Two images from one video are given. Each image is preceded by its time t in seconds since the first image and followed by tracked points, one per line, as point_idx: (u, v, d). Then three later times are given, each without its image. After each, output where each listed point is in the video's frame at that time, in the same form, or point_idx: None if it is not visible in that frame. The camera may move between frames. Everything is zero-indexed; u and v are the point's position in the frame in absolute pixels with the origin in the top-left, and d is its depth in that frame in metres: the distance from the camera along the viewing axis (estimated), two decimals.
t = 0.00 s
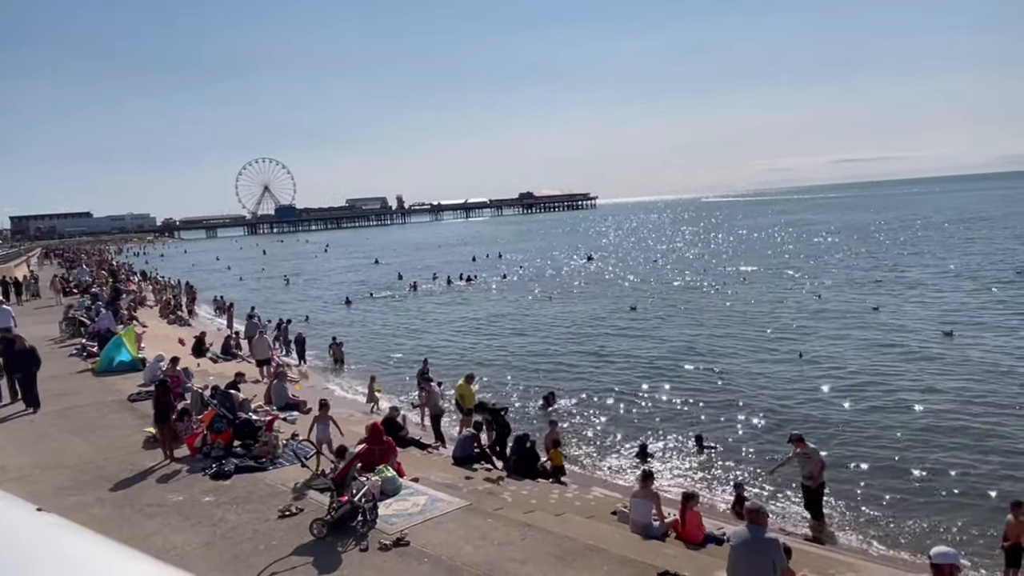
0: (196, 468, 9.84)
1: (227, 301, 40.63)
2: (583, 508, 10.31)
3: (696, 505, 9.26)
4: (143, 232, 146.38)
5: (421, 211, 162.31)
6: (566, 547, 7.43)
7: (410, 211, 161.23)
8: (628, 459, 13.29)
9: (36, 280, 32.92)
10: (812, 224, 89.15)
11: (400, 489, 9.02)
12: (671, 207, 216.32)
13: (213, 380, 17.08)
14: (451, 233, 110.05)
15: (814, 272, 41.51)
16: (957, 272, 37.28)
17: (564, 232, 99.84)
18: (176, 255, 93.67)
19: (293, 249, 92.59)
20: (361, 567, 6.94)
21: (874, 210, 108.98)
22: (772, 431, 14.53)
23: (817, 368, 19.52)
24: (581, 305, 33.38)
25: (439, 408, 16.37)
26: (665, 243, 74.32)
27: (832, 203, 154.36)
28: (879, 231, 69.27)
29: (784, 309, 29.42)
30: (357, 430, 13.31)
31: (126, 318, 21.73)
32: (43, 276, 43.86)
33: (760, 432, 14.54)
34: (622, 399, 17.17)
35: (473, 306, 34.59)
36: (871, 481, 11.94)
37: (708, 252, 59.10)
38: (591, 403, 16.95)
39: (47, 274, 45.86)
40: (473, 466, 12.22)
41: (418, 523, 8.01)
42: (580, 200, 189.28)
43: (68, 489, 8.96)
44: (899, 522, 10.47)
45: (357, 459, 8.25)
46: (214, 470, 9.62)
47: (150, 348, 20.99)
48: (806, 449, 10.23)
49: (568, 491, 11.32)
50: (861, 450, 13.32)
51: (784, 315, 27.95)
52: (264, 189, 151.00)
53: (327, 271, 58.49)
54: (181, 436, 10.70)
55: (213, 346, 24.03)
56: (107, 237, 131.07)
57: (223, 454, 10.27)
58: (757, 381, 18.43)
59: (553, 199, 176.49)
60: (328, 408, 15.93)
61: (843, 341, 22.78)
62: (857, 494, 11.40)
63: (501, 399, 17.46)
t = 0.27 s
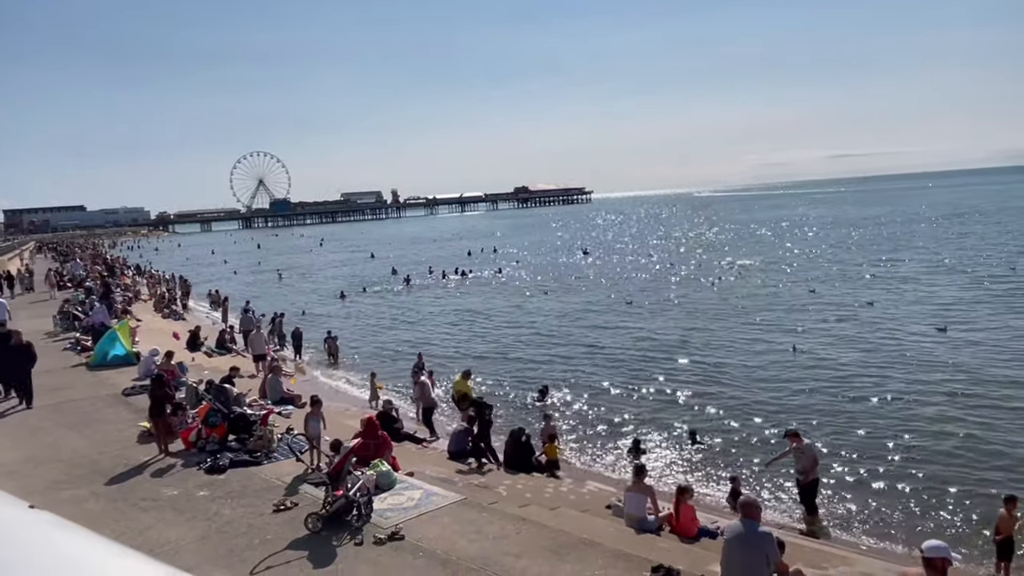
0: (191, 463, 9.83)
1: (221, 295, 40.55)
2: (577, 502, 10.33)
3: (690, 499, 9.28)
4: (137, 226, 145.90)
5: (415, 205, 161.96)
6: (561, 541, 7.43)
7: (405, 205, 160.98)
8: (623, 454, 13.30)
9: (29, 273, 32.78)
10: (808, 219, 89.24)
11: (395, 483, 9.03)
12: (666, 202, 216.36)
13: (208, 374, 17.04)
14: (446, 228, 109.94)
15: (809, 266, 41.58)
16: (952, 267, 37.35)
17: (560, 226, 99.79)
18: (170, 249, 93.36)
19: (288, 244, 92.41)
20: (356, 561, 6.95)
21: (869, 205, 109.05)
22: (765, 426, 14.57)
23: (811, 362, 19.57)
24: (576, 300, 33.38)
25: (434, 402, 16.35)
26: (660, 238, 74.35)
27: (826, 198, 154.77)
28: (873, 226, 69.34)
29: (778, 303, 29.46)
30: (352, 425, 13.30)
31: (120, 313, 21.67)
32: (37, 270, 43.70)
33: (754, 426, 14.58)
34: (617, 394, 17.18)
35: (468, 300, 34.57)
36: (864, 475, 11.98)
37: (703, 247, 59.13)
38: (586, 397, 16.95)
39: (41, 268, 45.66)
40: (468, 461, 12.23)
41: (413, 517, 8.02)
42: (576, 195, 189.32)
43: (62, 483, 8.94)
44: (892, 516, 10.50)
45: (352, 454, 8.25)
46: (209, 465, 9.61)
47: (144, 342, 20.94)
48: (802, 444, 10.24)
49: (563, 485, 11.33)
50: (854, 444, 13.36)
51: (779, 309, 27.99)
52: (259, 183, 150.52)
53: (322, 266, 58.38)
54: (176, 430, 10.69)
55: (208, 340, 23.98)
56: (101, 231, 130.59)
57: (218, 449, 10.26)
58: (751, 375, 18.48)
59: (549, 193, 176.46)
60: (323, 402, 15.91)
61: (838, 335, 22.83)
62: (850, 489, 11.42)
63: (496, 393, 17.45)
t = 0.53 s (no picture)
0: (184, 457, 9.81)
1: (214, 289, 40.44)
2: (571, 496, 10.36)
3: (683, 492, 9.32)
4: (129, 220, 145.22)
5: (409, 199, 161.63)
6: (555, 534, 7.45)
7: (399, 198, 160.67)
8: (616, 447, 13.33)
9: (21, 268, 32.63)
10: (801, 213, 89.49)
11: (389, 477, 9.03)
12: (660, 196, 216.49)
13: (201, 368, 17.00)
14: (440, 222, 109.73)
15: (802, 260, 41.66)
16: (943, 261, 37.50)
17: (553, 220, 99.67)
18: (163, 243, 92.99)
19: (281, 237, 92.15)
20: (350, 555, 6.95)
21: (862, 200, 109.27)
22: (758, 419, 14.63)
23: (804, 356, 19.63)
24: (570, 294, 33.39)
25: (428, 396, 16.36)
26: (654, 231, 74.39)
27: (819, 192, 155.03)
28: (865, 220, 69.51)
29: (772, 297, 29.54)
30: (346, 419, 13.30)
31: (113, 307, 21.58)
32: (29, 264, 43.50)
33: (747, 419, 14.63)
34: (611, 388, 17.20)
35: (462, 294, 34.56)
36: (856, 468, 12.04)
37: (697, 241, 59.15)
38: (580, 391, 16.98)
39: (32, 262, 45.45)
40: (462, 455, 12.24)
41: (406, 511, 8.03)
42: (570, 189, 189.16)
43: (55, 478, 8.91)
44: (884, 509, 10.55)
45: (346, 448, 8.25)
46: (202, 459, 9.60)
47: (137, 337, 20.88)
48: (796, 438, 10.27)
49: (556, 478, 11.36)
50: (847, 437, 13.42)
51: (772, 303, 28.06)
52: (252, 177, 149.93)
53: (316, 260, 58.26)
54: (169, 425, 10.67)
55: (201, 334, 23.93)
56: (93, 225, 129.96)
57: (211, 443, 10.24)
58: (744, 369, 18.53)
59: (542, 187, 176.27)
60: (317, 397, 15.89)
61: (831, 329, 22.90)
62: (843, 482, 11.47)
63: (490, 387, 17.45)
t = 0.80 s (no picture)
0: (172, 453, 9.76)
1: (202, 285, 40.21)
2: (560, 490, 10.36)
3: (672, 486, 9.34)
4: (116, 215, 144.18)
5: (398, 194, 161.21)
6: (545, 529, 7.45)
7: (388, 193, 160.16)
8: (605, 441, 13.36)
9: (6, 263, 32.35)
10: (789, 208, 89.78)
11: (378, 472, 9.01)
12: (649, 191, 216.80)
13: (189, 364, 16.91)
14: (429, 217, 109.45)
15: (791, 255, 41.82)
16: (930, 255, 37.71)
17: (543, 215, 99.58)
18: (150, 238, 92.36)
19: (270, 232, 91.74)
20: (339, 550, 6.93)
21: (850, 194, 109.78)
22: (747, 413, 14.68)
23: (792, 350, 19.72)
24: (559, 289, 33.40)
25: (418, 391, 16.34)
26: (643, 226, 74.46)
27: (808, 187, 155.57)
28: (853, 215, 69.83)
29: (760, 292, 29.65)
30: (335, 415, 13.26)
31: (100, 303, 21.43)
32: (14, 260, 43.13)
33: (736, 413, 14.68)
34: (600, 382, 17.22)
35: (451, 289, 34.51)
36: (844, 461, 12.10)
37: (686, 236, 59.25)
38: (570, 386, 16.98)
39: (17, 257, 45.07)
40: (451, 450, 12.23)
41: (396, 506, 8.01)
42: (560, 184, 189.06)
43: (42, 475, 8.85)
44: (871, 502, 10.61)
45: (335, 444, 8.22)
46: (190, 455, 9.55)
47: (124, 333, 20.75)
48: (786, 432, 10.30)
49: (545, 473, 11.37)
50: (834, 431, 13.49)
51: (759, 298, 28.16)
52: (239, 172, 149.12)
53: (304, 255, 58.02)
54: (156, 421, 10.61)
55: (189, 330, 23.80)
56: (79, 220, 128.93)
57: (199, 439, 10.19)
58: (733, 363, 18.59)
59: (532, 182, 176.13)
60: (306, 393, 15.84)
61: (818, 323, 23.01)
62: (831, 476, 11.53)
63: (479, 383, 17.44)
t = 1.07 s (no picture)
0: (153, 451, 9.68)
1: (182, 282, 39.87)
2: (544, 485, 10.38)
3: (655, 480, 9.38)
4: (94, 211, 142.56)
5: (380, 190, 160.60)
6: (529, 524, 7.45)
7: (371, 190, 159.56)
8: (588, 436, 13.40)
9: None
10: (769, 204, 90.35)
11: (362, 469, 8.98)
12: (632, 188, 217.38)
13: (169, 362, 16.76)
14: (412, 214, 109.13)
15: (772, 251, 42.11)
16: (909, 251, 38.12)
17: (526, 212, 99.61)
18: (128, 235, 91.40)
19: (251, 228, 91.14)
20: (323, 547, 6.90)
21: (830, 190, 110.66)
22: (729, 407, 14.78)
23: (773, 345, 19.86)
24: (542, 284, 33.43)
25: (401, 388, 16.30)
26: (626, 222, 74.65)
27: (788, 183, 156.69)
28: (833, 211, 70.42)
29: (742, 287, 29.85)
30: (317, 412, 13.21)
31: (78, 300, 21.19)
32: None
33: (718, 408, 14.76)
34: (583, 378, 17.26)
35: (434, 285, 34.46)
36: (824, 455, 12.21)
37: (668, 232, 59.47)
38: (552, 381, 17.01)
39: None
40: (434, 446, 12.22)
41: (380, 503, 7.99)
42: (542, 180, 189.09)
43: (20, 474, 8.74)
44: (851, 495, 10.71)
45: (318, 441, 8.18)
46: (172, 453, 9.47)
47: (103, 330, 20.52)
48: (769, 427, 10.36)
49: (529, 468, 11.39)
50: (815, 425, 13.61)
51: (741, 293, 28.34)
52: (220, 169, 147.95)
53: (286, 251, 57.68)
54: (137, 419, 10.51)
55: (169, 327, 23.59)
56: (57, 217, 127.35)
57: (181, 437, 10.11)
58: (715, 358, 18.69)
59: (514, 178, 176.11)
60: (288, 390, 15.76)
61: (799, 318, 23.20)
62: (812, 469, 11.63)
63: (462, 379, 17.42)
